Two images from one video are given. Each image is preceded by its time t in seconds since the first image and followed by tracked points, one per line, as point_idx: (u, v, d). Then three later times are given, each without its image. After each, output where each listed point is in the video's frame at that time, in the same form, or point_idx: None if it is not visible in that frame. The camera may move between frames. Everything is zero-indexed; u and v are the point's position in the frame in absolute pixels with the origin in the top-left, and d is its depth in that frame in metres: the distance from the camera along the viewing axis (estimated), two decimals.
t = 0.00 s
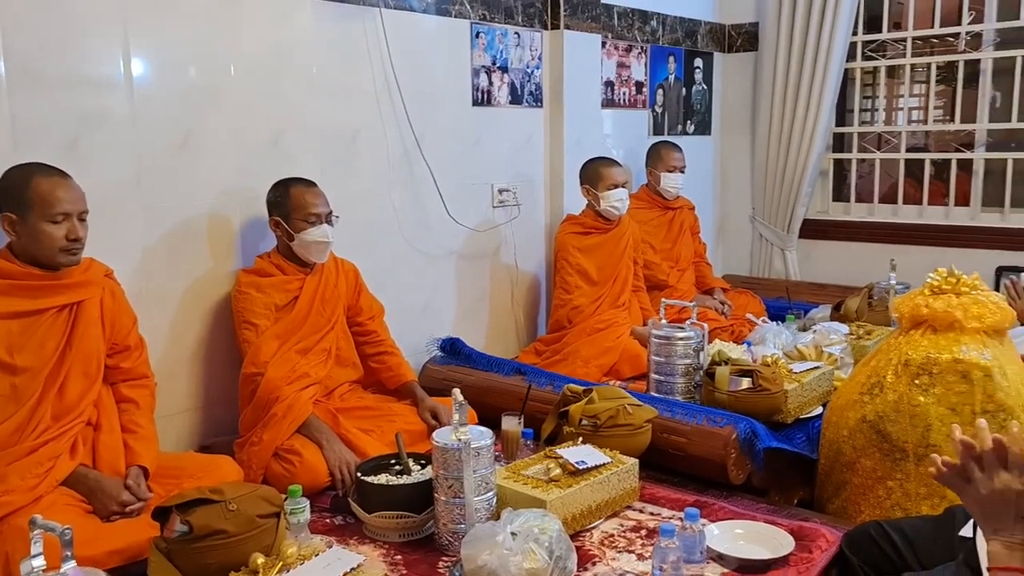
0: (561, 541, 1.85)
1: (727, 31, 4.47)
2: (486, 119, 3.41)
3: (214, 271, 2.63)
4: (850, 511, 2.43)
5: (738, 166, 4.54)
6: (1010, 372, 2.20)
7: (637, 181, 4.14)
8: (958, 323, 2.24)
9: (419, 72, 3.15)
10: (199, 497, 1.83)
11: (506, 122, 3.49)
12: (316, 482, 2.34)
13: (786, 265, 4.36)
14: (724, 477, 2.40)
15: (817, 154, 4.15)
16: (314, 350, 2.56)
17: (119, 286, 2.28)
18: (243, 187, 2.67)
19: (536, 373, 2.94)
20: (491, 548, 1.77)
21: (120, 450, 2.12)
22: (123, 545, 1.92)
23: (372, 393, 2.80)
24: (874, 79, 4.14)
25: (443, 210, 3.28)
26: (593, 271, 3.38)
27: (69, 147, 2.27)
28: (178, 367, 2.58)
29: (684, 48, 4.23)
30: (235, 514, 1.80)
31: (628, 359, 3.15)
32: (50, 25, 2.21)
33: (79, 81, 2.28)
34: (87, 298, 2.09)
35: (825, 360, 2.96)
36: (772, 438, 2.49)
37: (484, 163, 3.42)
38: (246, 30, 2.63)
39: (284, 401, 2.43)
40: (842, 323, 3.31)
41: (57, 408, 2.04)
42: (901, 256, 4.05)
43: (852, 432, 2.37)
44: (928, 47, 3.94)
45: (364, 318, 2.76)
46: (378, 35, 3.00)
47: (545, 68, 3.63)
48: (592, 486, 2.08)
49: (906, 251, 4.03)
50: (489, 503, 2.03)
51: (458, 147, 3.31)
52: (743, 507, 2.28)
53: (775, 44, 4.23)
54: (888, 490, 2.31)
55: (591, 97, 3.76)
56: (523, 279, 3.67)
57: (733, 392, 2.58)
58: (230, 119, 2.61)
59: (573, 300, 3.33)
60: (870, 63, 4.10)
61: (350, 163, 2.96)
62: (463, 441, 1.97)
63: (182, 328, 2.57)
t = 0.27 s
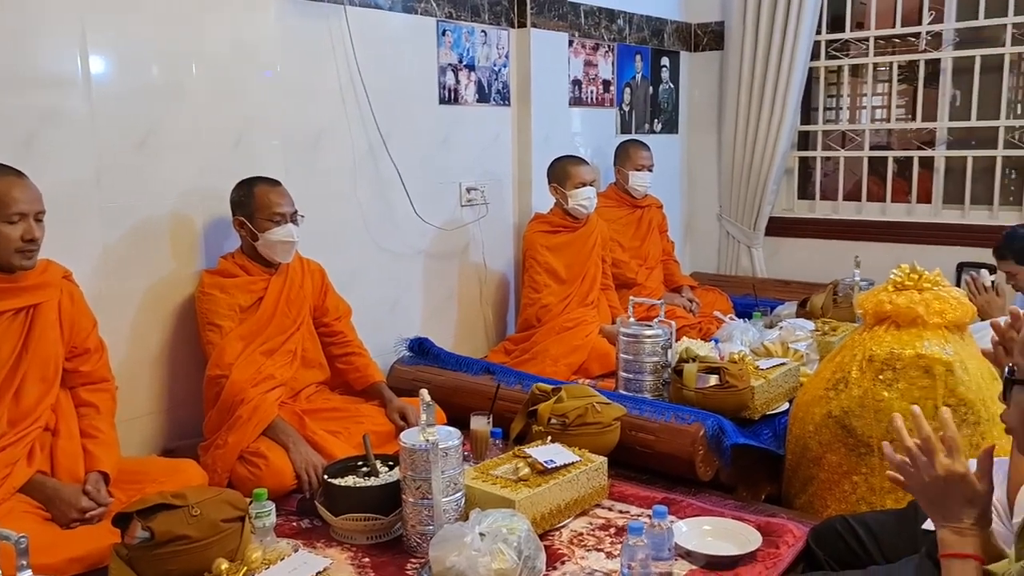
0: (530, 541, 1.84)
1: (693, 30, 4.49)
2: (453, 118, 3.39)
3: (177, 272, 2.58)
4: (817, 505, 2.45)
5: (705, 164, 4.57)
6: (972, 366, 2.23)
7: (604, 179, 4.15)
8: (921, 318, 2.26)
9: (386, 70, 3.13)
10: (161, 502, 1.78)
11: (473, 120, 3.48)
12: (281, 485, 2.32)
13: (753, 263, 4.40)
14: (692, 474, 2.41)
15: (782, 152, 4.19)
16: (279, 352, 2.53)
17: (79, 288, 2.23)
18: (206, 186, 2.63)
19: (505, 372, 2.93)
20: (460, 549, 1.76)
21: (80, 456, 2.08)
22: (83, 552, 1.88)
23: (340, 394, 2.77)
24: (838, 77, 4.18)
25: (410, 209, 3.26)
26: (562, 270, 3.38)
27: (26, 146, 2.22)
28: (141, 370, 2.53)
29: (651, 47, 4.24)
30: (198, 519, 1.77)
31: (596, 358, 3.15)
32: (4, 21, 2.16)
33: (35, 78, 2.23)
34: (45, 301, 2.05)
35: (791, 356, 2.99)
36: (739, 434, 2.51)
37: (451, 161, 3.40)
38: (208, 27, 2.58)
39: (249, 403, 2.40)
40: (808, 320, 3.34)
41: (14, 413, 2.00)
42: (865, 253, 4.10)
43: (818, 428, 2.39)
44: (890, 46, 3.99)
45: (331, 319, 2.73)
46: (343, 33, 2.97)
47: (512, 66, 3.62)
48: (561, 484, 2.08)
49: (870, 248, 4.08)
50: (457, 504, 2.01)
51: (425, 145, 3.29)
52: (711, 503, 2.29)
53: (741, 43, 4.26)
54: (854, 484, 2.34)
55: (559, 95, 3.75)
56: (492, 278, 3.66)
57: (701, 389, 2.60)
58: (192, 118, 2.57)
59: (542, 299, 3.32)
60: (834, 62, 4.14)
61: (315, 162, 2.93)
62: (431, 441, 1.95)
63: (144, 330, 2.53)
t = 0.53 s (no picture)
0: (498, 543, 1.83)
1: (658, 29, 4.51)
2: (419, 117, 3.37)
3: (137, 274, 2.53)
4: (783, 502, 2.48)
5: (670, 163, 4.59)
6: (932, 362, 2.27)
7: (571, 179, 4.15)
8: (883, 316, 2.29)
9: (350, 68, 3.10)
10: (121, 510, 1.75)
11: (439, 120, 3.46)
12: (246, 490, 2.28)
13: (719, 261, 4.43)
14: (660, 473, 2.41)
15: (747, 152, 4.22)
16: (243, 355, 2.50)
17: (35, 292, 2.18)
18: (167, 187, 2.58)
19: (472, 372, 2.92)
20: (426, 553, 1.75)
21: (37, 464, 2.03)
22: (41, 562, 1.84)
23: (305, 397, 2.74)
24: (801, 77, 4.23)
25: (376, 209, 3.24)
26: (529, 269, 3.37)
27: None
28: (101, 375, 2.48)
29: (616, 47, 4.25)
30: (159, 526, 1.74)
31: (564, 357, 3.15)
32: None
33: None
34: None
35: (757, 354, 3.01)
36: (706, 432, 2.52)
37: (418, 161, 3.38)
38: (168, 25, 2.54)
39: (212, 407, 2.36)
40: (773, 317, 3.37)
41: None
42: (829, 251, 4.15)
43: (783, 425, 2.41)
44: (851, 46, 4.04)
45: (296, 321, 2.70)
46: (306, 31, 2.94)
47: (478, 66, 3.61)
48: (529, 485, 2.07)
49: (834, 246, 4.13)
50: (425, 507, 2.00)
51: (390, 145, 3.27)
52: (678, 501, 2.30)
53: (705, 43, 4.29)
54: (819, 480, 2.37)
55: (525, 95, 3.75)
56: (459, 278, 3.64)
57: (667, 388, 2.61)
58: (152, 118, 2.52)
59: (510, 299, 3.31)
60: (797, 62, 4.19)
61: (279, 162, 2.89)
62: (397, 444, 1.93)
63: (104, 334, 2.48)
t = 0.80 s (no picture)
0: (459, 545, 1.82)
1: (617, 28, 4.53)
2: (377, 116, 3.34)
3: (88, 277, 2.47)
4: (743, 497, 2.50)
5: (630, 162, 4.61)
6: (887, 357, 2.30)
7: (532, 178, 4.15)
8: (839, 312, 2.32)
9: (307, 68, 3.06)
10: (71, 520, 1.71)
11: (398, 119, 3.43)
12: (203, 496, 2.24)
13: (679, 259, 4.46)
14: (621, 471, 2.42)
15: (706, 150, 4.26)
16: (199, 359, 2.45)
17: None
18: (118, 188, 2.52)
19: (434, 373, 2.90)
20: (387, 557, 1.72)
21: None
22: None
23: (264, 401, 2.70)
24: (758, 77, 4.27)
25: (335, 209, 3.20)
26: (490, 269, 3.36)
27: None
28: (51, 382, 2.42)
29: (576, 46, 4.26)
30: (111, 536, 1.70)
31: (526, 357, 3.14)
32: None
33: None
34: None
35: (717, 351, 3.04)
36: (666, 430, 2.53)
37: (377, 161, 3.35)
38: (118, 22, 2.48)
39: (167, 412, 2.32)
40: (732, 314, 3.40)
41: None
42: (786, 248, 4.20)
43: (743, 421, 2.43)
44: (807, 46, 4.09)
45: (253, 323, 2.66)
46: (261, 29, 2.89)
47: (437, 64, 3.59)
48: (490, 486, 2.06)
49: (791, 243, 4.19)
50: (385, 511, 1.98)
51: (349, 145, 3.23)
52: (639, 499, 2.30)
53: (664, 42, 4.32)
54: (778, 475, 2.39)
55: (485, 94, 3.74)
56: (420, 278, 3.62)
57: (629, 386, 2.61)
58: (102, 117, 2.47)
59: (471, 299, 3.30)
60: (754, 61, 4.23)
61: (235, 163, 2.85)
62: (357, 447, 1.91)
63: (54, 339, 2.42)
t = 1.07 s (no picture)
0: (415, 548, 1.80)
1: (572, 27, 4.54)
2: (330, 114, 3.29)
3: (29, 281, 2.40)
4: (699, 493, 2.52)
5: (586, 160, 4.62)
6: (838, 352, 2.33)
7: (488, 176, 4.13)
8: (790, 307, 2.35)
9: (257, 65, 3.00)
10: (11, 531, 1.66)
11: (351, 117, 3.39)
12: (151, 503, 2.19)
13: (636, 256, 4.48)
14: (579, 469, 2.42)
15: (661, 148, 4.29)
16: (147, 362, 2.40)
17: None
18: (60, 189, 2.45)
19: (390, 374, 2.87)
20: (341, 562, 1.70)
21: None
22: None
23: (215, 405, 2.65)
24: (712, 75, 4.31)
25: (288, 209, 3.15)
26: (446, 268, 3.34)
27: None
28: None
29: (530, 44, 4.25)
30: (53, 547, 1.66)
31: (483, 356, 3.13)
32: None
33: None
34: None
35: (672, 347, 3.05)
36: (623, 427, 2.54)
37: (330, 159, 3.31)
38: (58, 18, 2.41)
39: (113, 418, 2.26)
40: (688, 311, 3.43)
41: None
42: (740, 245, 4.25)
43: (698, 417, 2.45)
44: (758, 45, 4.14)
45: (203, 325, 2.61)
46: (209, 25, 2.83)
47: (390, 62, 3.55)
48: (447, 487, 2.04)
49: (745, 239, 4.23)
50: (340, 514, 1.96)
51: (301, 143, 3.19)
52: (597, 496, 2.31)
53: (618, 41, 4.33)
54: (733, 470, 2.41)
55: (439, 92, 3.71)
56: (376, 278, 3.58)
57: (585, 383, 2.62)
58: (42, 116, 2.39)
59: (427, 299, 3.27)
60: (707, 60, 4.27)
61: (183, 162, 2.79)
62: (309, 451, 1.88)
63: None
